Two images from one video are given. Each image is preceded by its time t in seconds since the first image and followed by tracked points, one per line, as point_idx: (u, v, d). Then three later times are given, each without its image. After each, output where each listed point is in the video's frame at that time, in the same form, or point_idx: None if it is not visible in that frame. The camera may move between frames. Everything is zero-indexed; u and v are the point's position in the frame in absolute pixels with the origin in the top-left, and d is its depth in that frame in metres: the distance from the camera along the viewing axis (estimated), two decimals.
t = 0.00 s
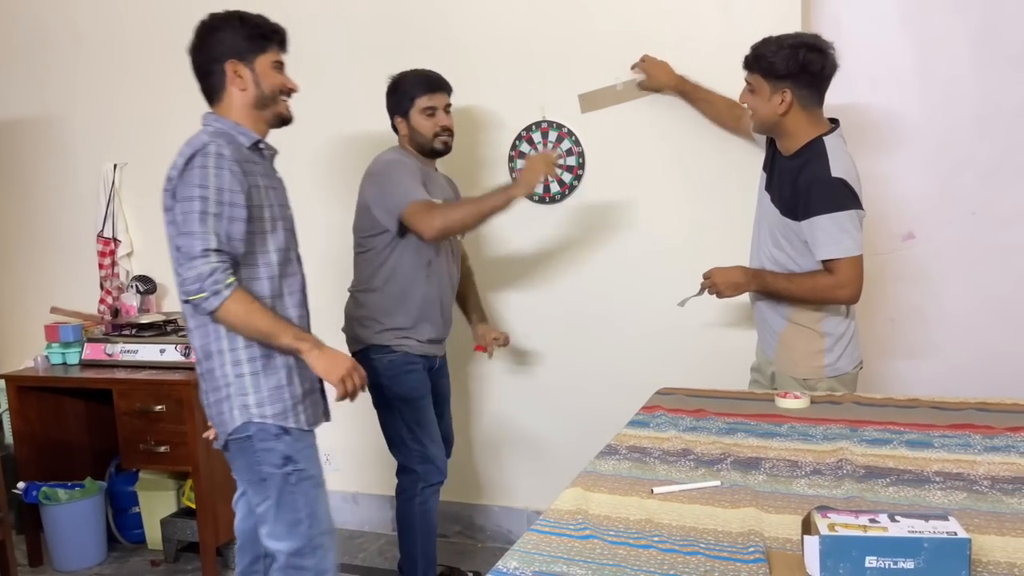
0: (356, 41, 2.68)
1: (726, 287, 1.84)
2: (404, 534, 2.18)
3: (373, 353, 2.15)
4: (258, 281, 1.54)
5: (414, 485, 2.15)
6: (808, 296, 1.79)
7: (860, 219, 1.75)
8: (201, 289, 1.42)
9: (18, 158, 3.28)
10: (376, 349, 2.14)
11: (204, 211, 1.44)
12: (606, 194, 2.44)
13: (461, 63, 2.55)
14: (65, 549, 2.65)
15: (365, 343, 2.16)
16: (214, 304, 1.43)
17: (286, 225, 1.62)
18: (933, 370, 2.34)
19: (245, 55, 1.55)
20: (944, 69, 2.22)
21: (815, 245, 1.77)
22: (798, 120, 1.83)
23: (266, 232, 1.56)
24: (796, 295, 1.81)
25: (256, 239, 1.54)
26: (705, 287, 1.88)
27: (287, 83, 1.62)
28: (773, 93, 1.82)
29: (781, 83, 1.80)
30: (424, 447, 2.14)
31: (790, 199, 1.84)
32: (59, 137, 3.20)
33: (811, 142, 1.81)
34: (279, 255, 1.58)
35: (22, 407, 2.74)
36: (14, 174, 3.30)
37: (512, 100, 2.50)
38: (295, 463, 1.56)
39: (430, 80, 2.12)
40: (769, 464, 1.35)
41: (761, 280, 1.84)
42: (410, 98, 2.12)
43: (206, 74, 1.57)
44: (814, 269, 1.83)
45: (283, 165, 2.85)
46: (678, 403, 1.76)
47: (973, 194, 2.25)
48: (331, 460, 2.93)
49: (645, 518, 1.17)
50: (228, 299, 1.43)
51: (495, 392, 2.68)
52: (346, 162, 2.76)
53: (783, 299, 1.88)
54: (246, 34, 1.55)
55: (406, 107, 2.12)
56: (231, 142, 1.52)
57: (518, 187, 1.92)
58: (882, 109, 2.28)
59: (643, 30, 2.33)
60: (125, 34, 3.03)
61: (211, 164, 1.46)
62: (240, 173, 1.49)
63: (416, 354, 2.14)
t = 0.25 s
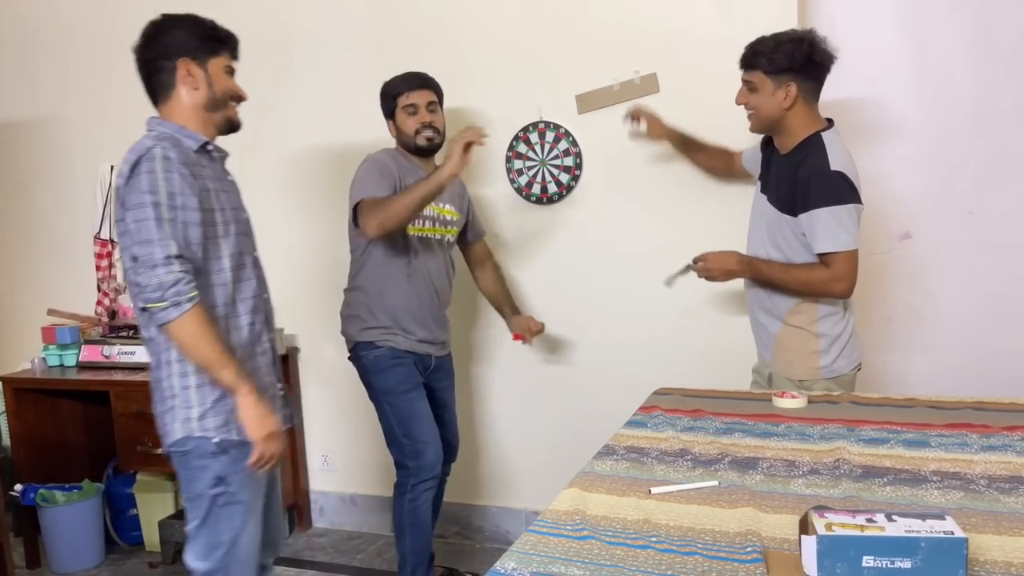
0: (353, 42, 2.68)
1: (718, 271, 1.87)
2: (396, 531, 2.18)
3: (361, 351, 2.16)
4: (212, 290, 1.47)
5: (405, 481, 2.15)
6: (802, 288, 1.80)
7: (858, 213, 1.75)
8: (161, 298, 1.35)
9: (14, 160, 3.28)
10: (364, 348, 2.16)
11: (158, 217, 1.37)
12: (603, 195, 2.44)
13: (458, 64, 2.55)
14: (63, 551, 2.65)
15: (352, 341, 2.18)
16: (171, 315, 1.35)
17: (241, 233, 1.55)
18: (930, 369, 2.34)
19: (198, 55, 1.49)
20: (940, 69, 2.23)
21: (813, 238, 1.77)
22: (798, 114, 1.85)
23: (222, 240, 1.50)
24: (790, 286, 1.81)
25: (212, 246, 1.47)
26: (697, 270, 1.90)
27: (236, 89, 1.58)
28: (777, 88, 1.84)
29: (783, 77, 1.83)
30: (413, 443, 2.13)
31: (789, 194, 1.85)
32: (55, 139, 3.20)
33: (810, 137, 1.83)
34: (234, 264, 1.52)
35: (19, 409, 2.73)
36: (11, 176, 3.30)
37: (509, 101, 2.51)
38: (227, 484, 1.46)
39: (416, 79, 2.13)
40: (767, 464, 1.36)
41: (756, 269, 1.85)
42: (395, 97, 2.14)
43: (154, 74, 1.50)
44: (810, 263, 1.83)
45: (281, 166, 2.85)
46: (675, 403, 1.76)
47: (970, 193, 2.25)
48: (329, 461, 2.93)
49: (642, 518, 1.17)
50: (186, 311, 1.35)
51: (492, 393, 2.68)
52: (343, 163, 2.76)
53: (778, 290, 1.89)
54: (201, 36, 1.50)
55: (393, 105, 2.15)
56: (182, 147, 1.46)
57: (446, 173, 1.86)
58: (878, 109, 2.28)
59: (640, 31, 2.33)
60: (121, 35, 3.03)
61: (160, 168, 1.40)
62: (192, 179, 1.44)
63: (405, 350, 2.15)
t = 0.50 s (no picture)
0: (349, 43, 2.68)
1: (716, 228, 1.79)
2: (386, 541, 2.19)
3: (357, 358, 2.18)
4: (105, 315, 1.31)
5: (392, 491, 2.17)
6: (797, 273, 1.79)
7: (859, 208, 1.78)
8: (30, 323, 1.18)
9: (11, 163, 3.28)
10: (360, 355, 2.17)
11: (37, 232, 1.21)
12: (599, 196, 2.45)
13: (455, 66, 2.56)
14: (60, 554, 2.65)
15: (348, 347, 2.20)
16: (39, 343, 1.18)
17: (151, 250, 1.37)
18: (926, 369, 2.35)
19: (113, 51, 1.33)
20: (935, 69, 2.23)
21: (815, 228, 1.77)
22: (806, 116, 1.87)
23: (122, 258, 1.33)
24: (784, 266, 1.80)
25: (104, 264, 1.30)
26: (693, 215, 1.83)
27: (168, 88, 1.41)
28: (793, 87, 1.84)
29: (795, 76, 1.83)
30: (405, 457, 2.15)
31: (791, 188, 1.85)
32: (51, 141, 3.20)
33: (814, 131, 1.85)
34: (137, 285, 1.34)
35: (16, 411, 2.73)
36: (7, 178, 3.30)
37: (505, 102, 2.51)
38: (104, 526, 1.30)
39: (418, 83, 2.14)
40: (763, 464, 1.36)
41: (756, 241, 1.81)
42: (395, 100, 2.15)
43: (70, 74, 1.35)
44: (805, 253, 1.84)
45: (278, 169, 2.85)
46: (672, 403, 1.76)
47: (965, 193, 2.26)
48: (326, 462, 2.93)
49: (638, 519, 1.17)
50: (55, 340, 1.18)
51: (490, 393, 2.69)
52: (340, 165, 2.76)
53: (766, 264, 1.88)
54: (118, 30, 1.34)
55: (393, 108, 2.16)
56: (83, 155, 1.30)
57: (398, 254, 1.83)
58: (873, 110, 2.29)
59: (637, 32, 2.33)
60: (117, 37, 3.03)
61: (48, 180, 1.24)
62: (86, 190, 1.27)
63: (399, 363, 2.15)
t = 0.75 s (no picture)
0: (345, 44, 2.68)
1: (723, 216, 1.81)
2: (380, 543, 2.21)
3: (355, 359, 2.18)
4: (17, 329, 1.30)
5: (387, 494, 2.18)
6: (801, 265, 1.79)
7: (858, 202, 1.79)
8: None
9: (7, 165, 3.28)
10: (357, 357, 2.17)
11: None
12: (596, 196, 2.45)
13: (451, 67, 2.56)
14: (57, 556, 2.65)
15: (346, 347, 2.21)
16: None
17: (74, 259, 1.35)
18: (923, 370, 2.35)
19: (48, 50, 1.33)
20: (930, 69, 2.24)
21: (817, 221, 1.77)
22: (802, 116, 1.88)
23: (38, 268, 1.31)
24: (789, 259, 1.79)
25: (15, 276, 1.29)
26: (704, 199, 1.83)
27: (109, 88, 1.39)
28: (791, 86, 1.85)
29: (794, 74, 1.85)
30: (397, 460, 2.16)
31: (791, 183, 1.85)
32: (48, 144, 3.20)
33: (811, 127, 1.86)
34: (55, 297, 1.33)
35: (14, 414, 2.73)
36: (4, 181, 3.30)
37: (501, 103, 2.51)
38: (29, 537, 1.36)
39: (413, 80, 2.09)
40: (758, 464, 1.36)
41: (763, 230, 1.80)
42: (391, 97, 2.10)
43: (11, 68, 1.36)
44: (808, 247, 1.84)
45: (275, 170, 2.85)
46: (668, 404, 1.77)
47: (961, 193, 2.26)
48: (324, 464, 2.93)
49: (633, 519, 1.17)
50: None
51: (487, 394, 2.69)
52: (336, 166, 2.76)
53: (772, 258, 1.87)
54: (55, 24, 1.33)
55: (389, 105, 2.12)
56: None
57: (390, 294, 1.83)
58: (869, 111, 2.29)
59: (633, 33, 2.34)
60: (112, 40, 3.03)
61: None
62: None
63: (393, 365, 2.14)
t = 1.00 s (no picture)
0: (341, 46, 2.68)
1: (729, 225, 1.80)
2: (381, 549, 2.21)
3: (354, 367, 2.16)
4: None
5: (389, 502, 2.18)
6: (814, 264, 1.77)
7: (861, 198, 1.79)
8: None
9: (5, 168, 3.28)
10: (357, 365, 2.16)
11: None
12: (592, 198, 2.45)
13: (448, 69, 2.56)
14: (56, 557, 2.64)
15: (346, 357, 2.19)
16: None
17: None
18: (919, 372, 2.36)
19: None
20: (926, 71, 2.24)
21: (824, 219, 1.77)
22: (797, 117, 1.88)
23: None
24: (800, 261, 1.78)
25: None
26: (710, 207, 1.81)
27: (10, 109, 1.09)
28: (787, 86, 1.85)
29: (790, 75, 1.85)
30: (399, 467, 2.16)
31: (793, 183, 1.85)
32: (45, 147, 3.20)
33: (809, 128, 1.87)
34: None
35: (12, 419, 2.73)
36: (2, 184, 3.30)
37: (498, 105, 2.51)
38: None
39: (424, 81, 2.08)
40: (754, 466, 1.36)
41: (769, 235, 1.80)
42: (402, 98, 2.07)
43: None
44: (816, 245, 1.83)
45: (272, 172, 2.85)
46: (664, 406, 1.77)
47: (957, 194, 2.26)
48: (320, 466, 2.93)
49: (629, 521, 1.17)
50: None
51: (485, 395, 2.69)
52: (334, 167, 2.76)
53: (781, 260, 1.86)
54: None
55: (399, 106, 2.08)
56: None
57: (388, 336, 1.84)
58: (866, 112, 2.30)
59: (629, 35, 2.34)
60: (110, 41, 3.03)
61: None
62: None
63: (395, 372, 2.14)
